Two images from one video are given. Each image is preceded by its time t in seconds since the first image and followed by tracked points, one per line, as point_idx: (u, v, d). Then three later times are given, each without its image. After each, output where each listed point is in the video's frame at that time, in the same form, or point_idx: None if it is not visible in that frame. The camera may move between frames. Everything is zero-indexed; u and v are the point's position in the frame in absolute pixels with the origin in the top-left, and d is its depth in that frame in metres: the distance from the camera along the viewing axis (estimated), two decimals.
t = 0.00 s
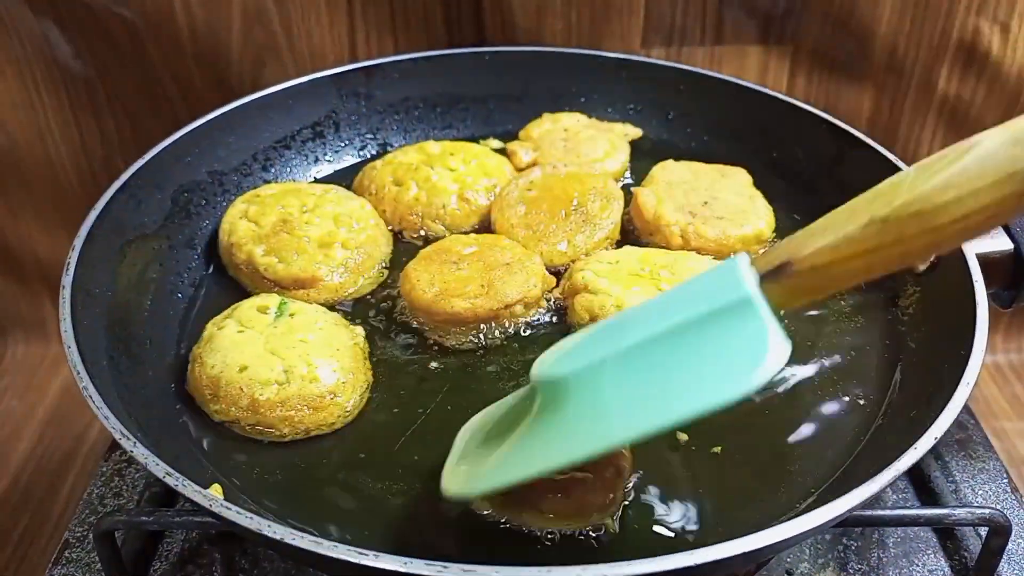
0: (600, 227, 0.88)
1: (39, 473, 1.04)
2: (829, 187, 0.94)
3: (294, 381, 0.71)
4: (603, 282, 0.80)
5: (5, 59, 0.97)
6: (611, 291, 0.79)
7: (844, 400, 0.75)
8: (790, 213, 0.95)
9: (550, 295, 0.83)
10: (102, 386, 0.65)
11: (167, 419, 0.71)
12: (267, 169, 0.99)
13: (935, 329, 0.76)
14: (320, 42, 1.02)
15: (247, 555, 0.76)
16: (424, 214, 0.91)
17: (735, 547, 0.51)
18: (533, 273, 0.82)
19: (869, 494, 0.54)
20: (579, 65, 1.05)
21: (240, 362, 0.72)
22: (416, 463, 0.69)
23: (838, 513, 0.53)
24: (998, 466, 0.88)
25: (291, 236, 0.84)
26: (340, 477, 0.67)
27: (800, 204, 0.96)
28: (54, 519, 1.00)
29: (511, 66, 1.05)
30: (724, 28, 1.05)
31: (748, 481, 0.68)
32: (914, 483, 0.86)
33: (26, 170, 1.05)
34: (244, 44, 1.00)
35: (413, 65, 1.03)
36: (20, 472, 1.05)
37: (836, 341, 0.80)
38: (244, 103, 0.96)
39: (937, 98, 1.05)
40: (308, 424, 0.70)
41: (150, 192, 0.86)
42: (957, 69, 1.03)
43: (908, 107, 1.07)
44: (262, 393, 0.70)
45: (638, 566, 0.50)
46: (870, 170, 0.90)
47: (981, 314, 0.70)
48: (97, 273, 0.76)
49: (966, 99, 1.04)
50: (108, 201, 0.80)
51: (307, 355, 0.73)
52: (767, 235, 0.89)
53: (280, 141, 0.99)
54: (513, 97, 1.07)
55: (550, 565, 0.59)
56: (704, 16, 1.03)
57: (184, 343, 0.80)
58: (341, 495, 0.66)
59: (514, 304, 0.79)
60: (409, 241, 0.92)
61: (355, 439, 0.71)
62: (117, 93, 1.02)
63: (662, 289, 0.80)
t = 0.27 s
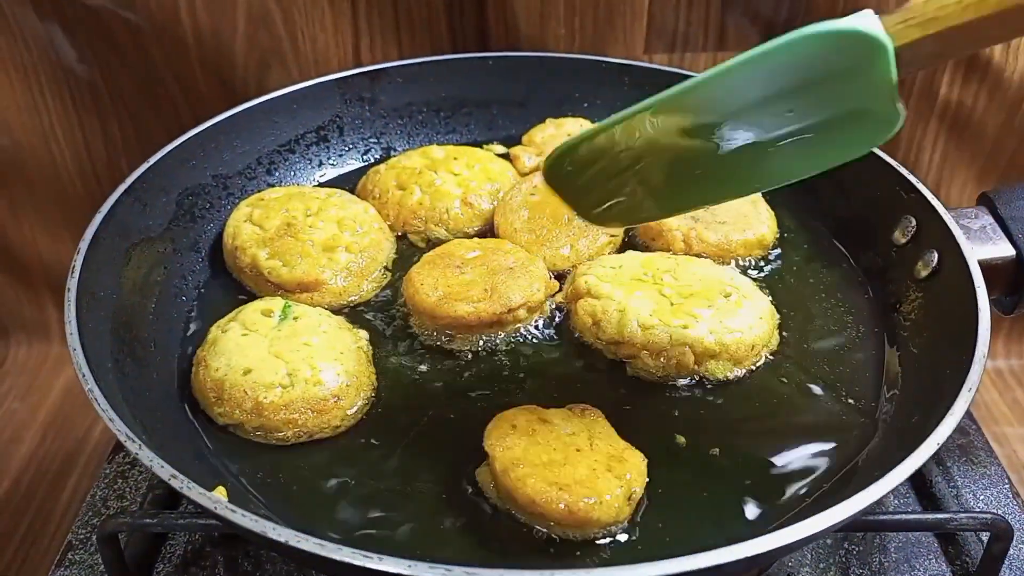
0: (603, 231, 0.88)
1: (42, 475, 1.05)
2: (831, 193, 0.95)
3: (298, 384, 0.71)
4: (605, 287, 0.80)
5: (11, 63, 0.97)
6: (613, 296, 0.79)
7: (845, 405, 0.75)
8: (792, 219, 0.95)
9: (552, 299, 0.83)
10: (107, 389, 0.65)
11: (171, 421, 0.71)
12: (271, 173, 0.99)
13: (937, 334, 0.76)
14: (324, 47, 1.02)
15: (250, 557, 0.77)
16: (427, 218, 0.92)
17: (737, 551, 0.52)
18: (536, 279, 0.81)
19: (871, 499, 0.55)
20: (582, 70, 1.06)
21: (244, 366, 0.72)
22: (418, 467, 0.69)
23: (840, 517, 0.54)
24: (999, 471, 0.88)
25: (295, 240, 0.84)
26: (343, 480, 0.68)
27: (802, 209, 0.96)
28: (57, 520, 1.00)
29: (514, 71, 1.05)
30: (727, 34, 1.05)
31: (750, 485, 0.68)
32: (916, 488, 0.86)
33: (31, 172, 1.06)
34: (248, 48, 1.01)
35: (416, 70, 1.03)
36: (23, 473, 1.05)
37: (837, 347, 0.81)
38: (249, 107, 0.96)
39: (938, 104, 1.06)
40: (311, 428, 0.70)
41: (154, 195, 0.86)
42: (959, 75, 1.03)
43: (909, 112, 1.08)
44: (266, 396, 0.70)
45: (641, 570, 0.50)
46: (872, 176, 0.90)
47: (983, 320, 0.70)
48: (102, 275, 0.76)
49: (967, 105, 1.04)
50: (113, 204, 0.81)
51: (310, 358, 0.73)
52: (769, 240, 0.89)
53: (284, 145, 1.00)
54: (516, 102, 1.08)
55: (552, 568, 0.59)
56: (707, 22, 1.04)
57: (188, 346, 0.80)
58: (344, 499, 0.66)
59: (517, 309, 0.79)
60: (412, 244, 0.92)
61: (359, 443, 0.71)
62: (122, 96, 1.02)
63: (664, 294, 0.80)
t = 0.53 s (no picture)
0: (602, 233, 0.88)
1: (40, 476, 1.05)
2: (828, 195, 0.95)
3: (296, 385, 0.71)
4: (603, 289, 0.80)
5: (10, 64, 0.97)
6: (612, 298, 0.79)
7: (843, 407, 0.75)
8: (790, 221, 0.96)
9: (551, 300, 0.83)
10: (106, 391, 0.65)
11: (170, 423, 0.71)
12: (270, 174, 0.99)
13: (935, 336, 0.76)
14: (323, 48, 1.02)
15: (248, 559, 0.77)
16: (426, 219, 0.91)
17: (734, 553, 0.52)
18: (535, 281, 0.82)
19: (868, 501, 0.55)
20: (581, 72, 1.06)
21: (243, 367, 0.72)
22: (416, 469, 0.69)
23: (838, 519, 0.54)
24: (997, 473, 0.88)
25: (294, 241, 0.84)
26: (341, 482, 0.68)
27: (800, 212, 0.96)
28: (55, 522, 1.00)
29: (513, 73, 1.06)
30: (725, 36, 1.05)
31: (749, 487, 0.68)
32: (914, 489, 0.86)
33: (29, 173, 1.06)
34: (247, 50, 1.01)
35: (415, 72, 1.03)
36: (22, 475, 1.05)
37: (835, 349, 0.81)
38: (248, 109, 0.96)
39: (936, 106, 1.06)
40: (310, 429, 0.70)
41: (153, 196, 0.86)
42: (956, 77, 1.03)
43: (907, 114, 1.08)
44: (264, 397, 0.70)
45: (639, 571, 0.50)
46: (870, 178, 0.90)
47: (981, 322, 0.70)
48: (100, 277, 0.76)
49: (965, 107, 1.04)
50: (112, 206, 0.81)
51: (309, 360, 0.73)
52: (767, 242, 0.89)
53: (282, 147, 1.00)
54: (514, 104, 1.08)
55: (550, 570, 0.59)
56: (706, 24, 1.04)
57: (187, 347, 0.80)
58: (342, 500, 0.66)
59: (515, 310, 0.80)
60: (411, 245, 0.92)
61: (357, 445, 0.71)
62: (121, 97, 1.02)
63: (663, 296, 0.80)
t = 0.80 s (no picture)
0: (602, 230, 0.88)
1: (42, 475, 1.05)
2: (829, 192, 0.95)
3: (297, 383, 0.71)
4: (604, 286, 0.80)
5: (9, 63, 0.97)
6: (613, 295, 0.79)
7: (845, 404, 0.75)
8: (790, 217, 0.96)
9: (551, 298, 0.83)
10: (107, 389, 0.65)
11: (170, 421, 0.71)
12: (270, 172, 0.99)
13: (936, 332, 0.76)
14: (323, 46, 1.02)
15: (249, 557, 0.77)
16: (426, 216, 0.91)
17: (736, 550, 0.52)
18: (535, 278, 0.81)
19: (870, 497, 0.55)
20: (581, 69, 1.06)
21: (243, 365, 0.72)
22: (417, 465, 0.69)
23: (839, 516, 0.54)
24: (998, 469, 0.88)
25: (294, 239, 0.84)
26: (342, 479, 0.68)
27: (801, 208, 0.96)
28: (57, 520, 1.00)
29: (513, 70, 1.05)
30: (726, 33, 1.05)
31: (749, 484, 0.68)
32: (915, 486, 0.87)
33: (30, 172, 1.05)
34: (247, 48, 1.01)
35: (415, 69, 1.03)
36: (23, 473, 1.05)
37: (836, 345, 0.81)
38: (248, 107, 0.96)
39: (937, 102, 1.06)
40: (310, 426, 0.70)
41: (153, 194, 0.86)
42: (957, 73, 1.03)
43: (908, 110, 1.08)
44: (265, 395, 0.70)
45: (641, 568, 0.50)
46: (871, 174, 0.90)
47: (983, 318, 0.70)
48: (101, 276, 0.76)
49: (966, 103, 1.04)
50: (112, 204, 0.81)
51: (309, 357, 0.73)
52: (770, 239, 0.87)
53: (283, 145, 1.00)
54: (515, 101, 1.08)
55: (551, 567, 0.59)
56: (706, 21, 1.04)
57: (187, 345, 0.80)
58: (343, 498, 0.66)
59: (516, 307, 0.80)
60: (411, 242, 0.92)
61: (358, 442, 0.71)
62: (121, 96, 1.02)
63: (665, 293, 0.80)
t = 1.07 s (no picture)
0: (602, 229, 0.88)
1: (41, 474, 1.05)
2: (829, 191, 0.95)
3: (295, 382, 0.71)
4: (603, 286, 0.80)
5: (8, 62, 0.97)
6: (613, 295, 0.79)
7: (844, 402, 0.75)
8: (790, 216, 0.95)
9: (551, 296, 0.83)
10: (105, 388, 0.65)
11: (168, 420, 0.71)
12: (269, 171, 0.99)
13: (935, 331, 0.76)
14: (322, 45, 1.02)
15: (248, 556, 0.77)
16: (425, 215, 0.91)
17: (734, 548, 0.51)
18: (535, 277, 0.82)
19: (868, 496, 0.54)
20: (580, 68, 1.05)
21: (242, 364, 0.72)
22: (416, 465, 0.69)
23: (837, 514, 0.54)
24: (997, 468, 0.88)
25: (293, 238, 0.84)
26: (341, 478, 0.68)
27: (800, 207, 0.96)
28: (56, 519, 1.00)
29: (513, 70, 1.05)
30: (725, 32, 1.05)
31: (748, 482, 0.68)
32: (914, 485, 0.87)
33: (29, 171, 1.05)
34: (246, 47, 1.01)
35: (414, 68, 1.03)
36: (22, 472, 1.05)
37: (835, 343, 0.80)
38: (247, 106, 0.96)
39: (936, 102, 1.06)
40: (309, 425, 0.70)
41: (152, 193, 0.86)
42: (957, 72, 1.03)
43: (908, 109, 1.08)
44: (264, 394, 0.70)
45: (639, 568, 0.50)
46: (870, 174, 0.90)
47: (982, 317, 0.70)
48: (99, 274, 0.76)
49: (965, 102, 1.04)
50: (111, 203, 0.80)
51: (308, 356, 0.73)
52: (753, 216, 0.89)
53: (282, 144, 1.00)
54: (514, 100, 1.08)
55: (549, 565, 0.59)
56: (705, 20, 1.04)
57: (185, 344, 0.80)
58: (342, 497, 0.66)
59: (515, 306, 0.80)
60: (411, 241, 0.92)
61: (356, 441, 0.71)
62: (120, 95, 1.02)
63: (664, 292, 0.80)
